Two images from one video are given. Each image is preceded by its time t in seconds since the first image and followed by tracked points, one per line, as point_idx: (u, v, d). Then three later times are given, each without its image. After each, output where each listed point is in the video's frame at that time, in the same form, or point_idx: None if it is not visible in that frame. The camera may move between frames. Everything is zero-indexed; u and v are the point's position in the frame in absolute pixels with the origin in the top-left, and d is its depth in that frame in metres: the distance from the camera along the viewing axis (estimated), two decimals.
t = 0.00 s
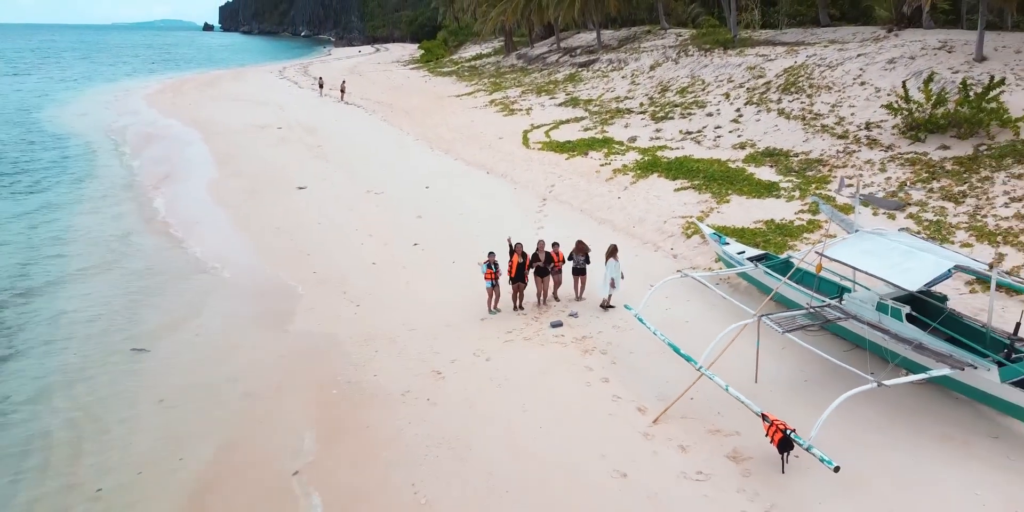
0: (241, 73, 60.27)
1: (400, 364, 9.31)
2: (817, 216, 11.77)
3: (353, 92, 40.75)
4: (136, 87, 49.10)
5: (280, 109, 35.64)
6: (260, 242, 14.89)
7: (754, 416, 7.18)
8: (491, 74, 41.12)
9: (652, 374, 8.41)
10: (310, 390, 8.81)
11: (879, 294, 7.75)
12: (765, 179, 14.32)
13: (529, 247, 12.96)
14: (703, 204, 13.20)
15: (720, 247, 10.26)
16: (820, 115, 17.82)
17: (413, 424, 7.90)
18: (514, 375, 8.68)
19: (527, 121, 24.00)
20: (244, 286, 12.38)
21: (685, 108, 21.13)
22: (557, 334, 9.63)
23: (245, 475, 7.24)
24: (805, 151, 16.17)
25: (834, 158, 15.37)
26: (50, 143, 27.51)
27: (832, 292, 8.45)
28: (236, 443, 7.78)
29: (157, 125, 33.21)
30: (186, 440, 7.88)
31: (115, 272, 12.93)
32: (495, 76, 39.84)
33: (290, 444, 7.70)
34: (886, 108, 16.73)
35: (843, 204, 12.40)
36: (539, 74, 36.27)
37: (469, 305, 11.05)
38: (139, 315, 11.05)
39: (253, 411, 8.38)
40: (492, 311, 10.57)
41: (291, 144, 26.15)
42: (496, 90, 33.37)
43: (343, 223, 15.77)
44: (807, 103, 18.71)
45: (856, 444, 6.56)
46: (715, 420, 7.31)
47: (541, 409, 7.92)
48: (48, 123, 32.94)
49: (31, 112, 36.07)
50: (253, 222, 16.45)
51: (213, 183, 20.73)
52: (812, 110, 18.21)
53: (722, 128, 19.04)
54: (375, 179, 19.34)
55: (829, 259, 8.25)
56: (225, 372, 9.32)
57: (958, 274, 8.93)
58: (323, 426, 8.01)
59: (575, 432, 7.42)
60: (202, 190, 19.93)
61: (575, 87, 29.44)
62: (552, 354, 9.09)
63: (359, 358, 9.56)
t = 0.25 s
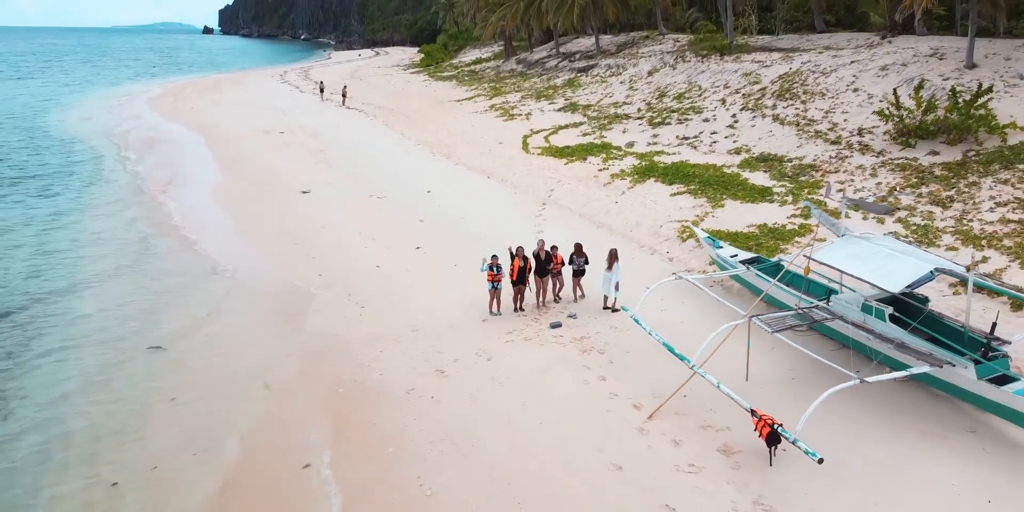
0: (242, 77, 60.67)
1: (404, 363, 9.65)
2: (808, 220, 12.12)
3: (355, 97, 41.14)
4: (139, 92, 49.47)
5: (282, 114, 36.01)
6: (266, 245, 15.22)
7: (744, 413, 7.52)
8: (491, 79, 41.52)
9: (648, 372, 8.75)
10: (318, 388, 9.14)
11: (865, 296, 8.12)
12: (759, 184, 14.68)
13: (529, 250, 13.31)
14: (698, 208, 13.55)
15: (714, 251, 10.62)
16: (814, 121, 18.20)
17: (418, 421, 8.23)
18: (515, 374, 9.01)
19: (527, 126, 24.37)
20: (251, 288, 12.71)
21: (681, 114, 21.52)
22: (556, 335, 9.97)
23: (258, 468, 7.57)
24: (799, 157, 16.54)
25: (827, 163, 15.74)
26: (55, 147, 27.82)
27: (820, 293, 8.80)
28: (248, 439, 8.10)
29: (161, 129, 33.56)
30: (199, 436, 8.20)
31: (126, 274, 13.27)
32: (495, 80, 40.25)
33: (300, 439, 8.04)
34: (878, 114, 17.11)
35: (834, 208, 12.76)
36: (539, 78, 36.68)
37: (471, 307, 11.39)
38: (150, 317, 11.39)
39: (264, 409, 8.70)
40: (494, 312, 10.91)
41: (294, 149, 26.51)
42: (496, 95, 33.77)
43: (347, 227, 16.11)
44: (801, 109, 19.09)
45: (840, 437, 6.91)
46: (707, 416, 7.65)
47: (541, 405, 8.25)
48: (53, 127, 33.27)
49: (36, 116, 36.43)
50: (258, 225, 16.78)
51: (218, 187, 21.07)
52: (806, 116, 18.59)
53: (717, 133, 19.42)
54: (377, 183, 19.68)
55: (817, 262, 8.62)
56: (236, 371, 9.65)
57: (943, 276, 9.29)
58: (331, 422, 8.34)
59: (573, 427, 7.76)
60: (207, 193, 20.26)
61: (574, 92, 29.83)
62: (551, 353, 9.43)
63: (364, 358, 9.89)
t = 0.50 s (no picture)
0: (244, 81, 61.13)
1: (409, 362, 10.04)
2: (800, 225, 12.53)
3: (356, 101, 41.58)
4: (142, 96, 49.92)
5: (285, 119, 36.45)
6: (272, 248, 15.62)
7: (734, 408, 7.91)
8: (490, 84, 41.97)
9: (644, 370, 9.14)
10: (327, 386, 9.53)
11: (849, 297, 8.54)
12: (752, 189, 15.09)
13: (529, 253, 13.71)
14: (693, 213, 13.97)
15: (707, 254, 11.02)
16: (807, 127, 18.63)
17: (423, 417, 8.62)
18: (516, 372, 9.40)
19: (526, 132, 24.80)
20: (260, 291, 13.11)
21: (678, 120, 21.96)
22: (555, 335, 10.36)
23: (270, 460, 7.95)
24: (792, 163, 16.96)
25: (819, 168, 16.16)
26: (62, 152, 28.22)
27: (808, 295, 9.21)
28: (261, 433, 8.48)
29: (165, 134, 33.97)
30: (214, 431, 8.58)
31: (138, 278, 13.66)
32: (495, 85, 40.71)
33: (311, 434, 8.42)
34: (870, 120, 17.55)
35: (825, 212, 13.18)
36: (539, 84, 37.14)
37: (473, 308, 11.78)
38: (163, 319, 11.78)
39: (275, 405, 9.09)
40: (495, 313, 11.30)
41: (297, 153, 26.93)
42: (496, 100, 34.21)
43: (351, 231, 16.51)
44: (794, 115, 19.53)
45: (825, 430, 7.31)
46: (699, 412, 8.05)
47: (541, 402, 8.64)
48: (58, 131, 33.67)
49: (41, 120, 36.85)
50: (264, 229, 17.18)
51: (223, 191, 21.48)
52: (799, 123, 19.02)
53: (713, 139, 19.85)
54: (380, 188, 20.09)
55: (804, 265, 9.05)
56: (247, 370, 10.04)
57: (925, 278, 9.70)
58: (340, 418, 8.72)
59: (571, 422, 8.15)
60: (214, 197, 20.66)
61: (573, 97, 30.28)
62: (550, 353, 9.83)
63: (371, 357, 10.28)
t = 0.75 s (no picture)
0: (246, 85, 61.56)
1: (414, 362, 10.38)
2: (792, 229, 12.90)
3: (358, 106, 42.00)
4: (144, 100, 50.31)
5: (287, 123, 36.84)
6: (278, 251, 15.96)
7: (726, 405, 8.26)
8: (490, 89, 42.40)
9: (640, 369, 9.49)
10: (334, 385, 9.87)
11: (837, 299, 8.89)
12: (747, 193, 15.47)
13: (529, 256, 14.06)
14: (689, 217, 14.34)
15: (702, 257, 11.38)
16: (801, 132, 19.02)
17: (428, 414, 8.97)
18: (517, 371, 9.75)
19: (526, 136, 25.20)
20: (266, 293, 13.45)
21: (675, 126, 22.37)
22: (555, 336, 10.71)
23: (281, 455, 8.29)
24: (786, 168, 17.34)
25: (812, 173, 16.55)
26: (67, 155, 28.56)
27: (798, 297, 9.56)
28: (272, 431, 8.83)
29: (169, 138, 34.34)
30: (225, 429, 8.92)
31: (147, 280, 14.00)
32: (495, 90, 41.13)
33: (320, 431, 8.76)
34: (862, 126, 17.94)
35: (816, 217, 13.55)
36: (538, 89, 37.56)
37: (475, 310, 12.13)
38: (174, 321, 12.12)
39: (284, 404, 9.43)
40: (496, 315, 11.65)
41: (300, 158, 27.30)
42: (496, 105, 34.63)
43: (355, 234, 16.86)
44: (789, 121, 19.93)
45: (812, 425, 7.66)
46: (692, 408, 8.39)
47: (540, 400, 8.99)
48: (63, 135, 34.05)
49: (45, 124, 37.21)
50: (269, 232, 17.53)
51: (228, 195, 21.84)
52: (793, 128, 19.42)
53: (709, 144, 20.25)
54: (383, 192, 20.46)
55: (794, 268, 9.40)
56: (257, 370, 10.39)
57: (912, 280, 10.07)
58: (347, 416, 9.07)
59: (570, 419, 8.49)
60: (219, 201, 21.01)
61: (572, 102, 30.70)
62: (550, 353, 10.17)
63: (376, 357, 10.63)
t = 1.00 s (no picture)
0: (247, 89, 62.01)
1: (419, 362, 10.79)
2: (783, 234, 13.33)
3: (359, 111, 42.46)
4: (147, 105, 50.75)
5: (290, 128, 37.31)
6: (283, 255, 16.37)
7: (718, 402, 8.67)
8: (490, 94, 42.90)
9: (636, 368, 9.90)
10: (342, 383, 10.28)
11: (823, 301, 9.31)
12: (741, 199, 15.92)
13: (529, 260, 14.48)
14: (684, 222, 14.77)
15: (696, 262, 11.82)
16: (794, 139, 19.49)
17: (433, 411, 9.37)
18: (518, 370, 10.15)
19: (526, 142, 25.66)
20: (274, 296, 13.86)
21: (672, 132, 22.84)
22: (555, 336, 11.13)
23: (292, 451, 8.68)
24: (779, 174, 17.79)
25: (804, 179, 17.01)
26: (73, 160, 28.96)
27: (787, 299, 9.99)
28: (282, 427, 9.22)
29: (173, 143, 34.76)
30: (237, 425, 9.32)
31: (158, 283, 14.40)
32: (495, 96, 41.63)
33: (330, 427, 9.16)
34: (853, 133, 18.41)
35: (807, 222, 13.99)
36: (537, 94, 38.06)
37: (477, 312, 12.54)
38: (186, 323, 12.52)
39: (294, 402, 9.83)
40: (498, 317, 12.05)
41: (303, 163, 27.75)
42: (496, 111, 35.11)
43: (359, 238, 17.27)
44: (783, 128, 20.40)
45: (798, 421, 8.07)
46: (686, 405, 8.80)
47: (541, 397, 9.40)
48: (68, 140, 34.47)
49: (50, 129, 37.62)
50: (275, 236, 17.93)
51: (233, 199, 22.25)
52: (787, 135, 19.88)
53: (705, 151, 20.71)
54: (386, 197, 20.89)
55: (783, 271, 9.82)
56: (267, 370, 10.79)
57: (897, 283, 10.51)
58: (355, 413, 9.46)
59: (569, 415, 8.90)
60: (224, 205, 21.43)
61: (570, 109, 31.17)
62: (549, 353, 10.58)
63: (382, 358, 11.03)
